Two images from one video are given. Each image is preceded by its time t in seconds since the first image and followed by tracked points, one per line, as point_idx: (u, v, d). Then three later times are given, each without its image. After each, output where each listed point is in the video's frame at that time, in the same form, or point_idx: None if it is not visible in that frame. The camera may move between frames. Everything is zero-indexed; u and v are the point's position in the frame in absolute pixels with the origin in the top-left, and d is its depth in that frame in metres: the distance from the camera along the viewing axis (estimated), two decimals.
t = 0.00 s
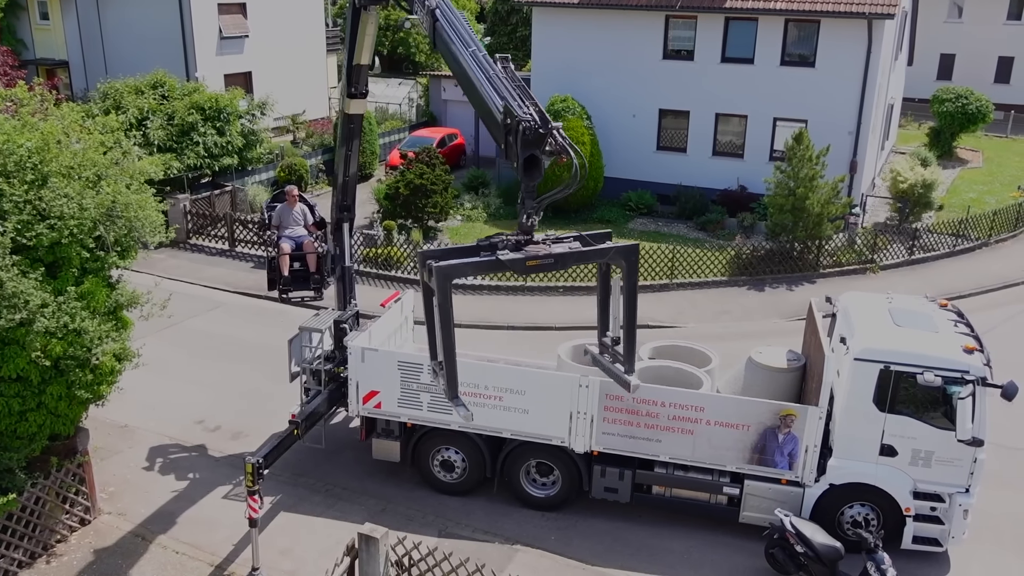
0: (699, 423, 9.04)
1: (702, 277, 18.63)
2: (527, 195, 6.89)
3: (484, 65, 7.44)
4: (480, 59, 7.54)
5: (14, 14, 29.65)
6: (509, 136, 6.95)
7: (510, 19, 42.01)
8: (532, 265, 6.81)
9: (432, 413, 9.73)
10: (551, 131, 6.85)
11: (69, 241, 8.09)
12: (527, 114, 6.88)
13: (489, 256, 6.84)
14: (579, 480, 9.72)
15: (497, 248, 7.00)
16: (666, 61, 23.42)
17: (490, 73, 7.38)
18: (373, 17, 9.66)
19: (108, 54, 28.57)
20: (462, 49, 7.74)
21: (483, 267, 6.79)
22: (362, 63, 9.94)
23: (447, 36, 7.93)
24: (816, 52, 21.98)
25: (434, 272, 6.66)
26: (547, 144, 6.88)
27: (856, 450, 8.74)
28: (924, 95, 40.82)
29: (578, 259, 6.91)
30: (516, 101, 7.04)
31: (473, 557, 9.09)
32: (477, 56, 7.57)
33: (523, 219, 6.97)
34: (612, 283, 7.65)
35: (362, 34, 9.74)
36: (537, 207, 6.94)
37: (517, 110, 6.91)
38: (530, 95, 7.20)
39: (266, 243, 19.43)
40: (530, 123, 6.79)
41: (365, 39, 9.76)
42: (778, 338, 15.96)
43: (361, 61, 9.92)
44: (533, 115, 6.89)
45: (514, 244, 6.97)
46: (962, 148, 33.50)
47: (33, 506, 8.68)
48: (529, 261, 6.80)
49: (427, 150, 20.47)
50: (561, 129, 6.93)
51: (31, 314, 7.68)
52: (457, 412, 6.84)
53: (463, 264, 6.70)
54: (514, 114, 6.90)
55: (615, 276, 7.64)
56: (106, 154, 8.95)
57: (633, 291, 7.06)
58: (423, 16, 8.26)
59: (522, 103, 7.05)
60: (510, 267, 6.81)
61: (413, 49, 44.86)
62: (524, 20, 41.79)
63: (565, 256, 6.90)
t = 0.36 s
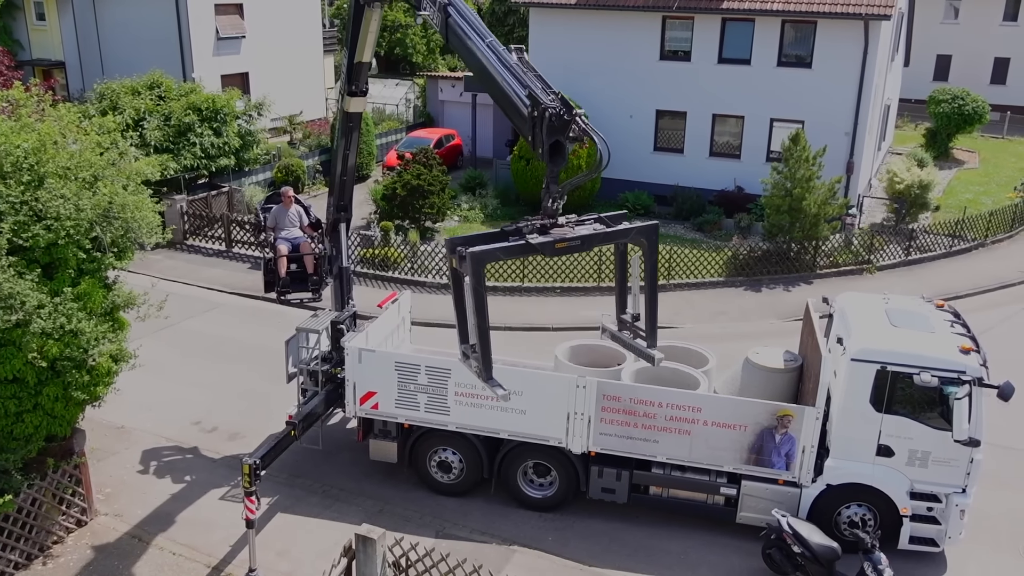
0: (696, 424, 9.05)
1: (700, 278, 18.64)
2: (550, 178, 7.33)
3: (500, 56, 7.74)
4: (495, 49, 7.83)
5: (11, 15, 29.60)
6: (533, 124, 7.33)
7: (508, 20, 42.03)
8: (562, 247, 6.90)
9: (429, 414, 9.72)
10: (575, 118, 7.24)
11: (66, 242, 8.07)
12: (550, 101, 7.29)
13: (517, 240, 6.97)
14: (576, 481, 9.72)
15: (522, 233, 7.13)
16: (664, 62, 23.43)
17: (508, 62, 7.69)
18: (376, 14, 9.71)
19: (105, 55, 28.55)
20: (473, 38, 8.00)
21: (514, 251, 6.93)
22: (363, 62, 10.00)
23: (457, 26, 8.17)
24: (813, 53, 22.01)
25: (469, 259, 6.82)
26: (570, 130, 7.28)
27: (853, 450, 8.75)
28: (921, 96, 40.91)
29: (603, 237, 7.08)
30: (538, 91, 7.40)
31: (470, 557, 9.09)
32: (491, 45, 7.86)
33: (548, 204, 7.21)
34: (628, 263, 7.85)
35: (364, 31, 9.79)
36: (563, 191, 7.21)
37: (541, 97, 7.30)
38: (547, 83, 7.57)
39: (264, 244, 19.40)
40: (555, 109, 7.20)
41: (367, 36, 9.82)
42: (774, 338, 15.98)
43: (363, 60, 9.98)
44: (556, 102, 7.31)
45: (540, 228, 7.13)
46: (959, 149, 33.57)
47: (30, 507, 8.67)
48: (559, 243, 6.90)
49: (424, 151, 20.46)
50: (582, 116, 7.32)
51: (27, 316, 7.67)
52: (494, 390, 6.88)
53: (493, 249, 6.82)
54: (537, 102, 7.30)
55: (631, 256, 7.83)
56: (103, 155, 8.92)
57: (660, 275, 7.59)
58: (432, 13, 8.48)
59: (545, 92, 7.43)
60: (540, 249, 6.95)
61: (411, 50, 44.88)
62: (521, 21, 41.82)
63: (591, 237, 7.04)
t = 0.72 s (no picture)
0: (694, 424, 9.05)
1: (697, 278, 18.67)
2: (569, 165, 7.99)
3: (516, 52, 8.34)
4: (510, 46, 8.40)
5: (7, 16, 29.53)
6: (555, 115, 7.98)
7: (505, 21, 42.05)
8: (581, 234, 7.80)
9: (427, 414, 9.71)
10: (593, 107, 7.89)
11: (63, 243, 8.06)
12: (570, 92, 7.93)
13: (540, 227, 7.82)
14: (574, 482, 9.72)
15: (541, 219, 8.01)
16: (661, 63, 23.45)
17: (524, 58, 8.31)
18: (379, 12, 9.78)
19: (102, 55, 28.52)
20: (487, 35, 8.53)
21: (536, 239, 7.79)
22: (365, 60, 10.06)
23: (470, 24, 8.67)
24: (810, 54, 22.04)
25: (496, 245, 7.65)
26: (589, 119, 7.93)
27: (850, 450, 8.76)
28: (918, 97, 41.00)
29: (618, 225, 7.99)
30: (557, 84, 8.04)
31: (468, 558, 9.09)
32: (506, 41, 8.42)
33: (567, 191, 8.03)
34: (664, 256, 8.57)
35: (367, 30, 9.85)
36: (580, 179, 8.00)
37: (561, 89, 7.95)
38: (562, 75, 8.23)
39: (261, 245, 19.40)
40: (575, 100, 7.84)
41: (371, 33, 9.89)
42: (772, 338, 15.99)
43: (364, 59, 10.05)
44: (574, 92, 7.93)
45: (558, 214, 7.99)
46: (955, 149, 33.62)
47: (27, 509, 8.66)
48: (578, 231, 7.78)
49: (422, 151, 20.47)
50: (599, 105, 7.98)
51: (24, 317, 7.66)
52: (515, 371, 8.01)
53: (517, 237, 7.68)
54: (558, 94, 7.96)
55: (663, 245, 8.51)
56: (100, 156, 8.90)
57: (663, 275, 8.69)
58: (440, 10, 8.91)
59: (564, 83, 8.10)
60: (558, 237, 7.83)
61: (408, 50, 44.88)
62: (518, 21, 41.80)
63: (608, 225, 7.94)
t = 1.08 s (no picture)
0: (693, 424, 9.05)
1: (696, 278, 18.68)
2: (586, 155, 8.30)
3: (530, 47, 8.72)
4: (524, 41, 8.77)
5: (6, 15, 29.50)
6: (572, 106, 8.30)
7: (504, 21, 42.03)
8: (596, 222, 8.12)
9: (425, 414, 9.71)
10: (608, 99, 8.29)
11: (61, 242, 8.06)
12: (586, 84, 8.28)
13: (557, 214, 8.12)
14: (572, 482, 9.73)
15: (556, 206, 8.32)
16: (659, 63, 23.46)
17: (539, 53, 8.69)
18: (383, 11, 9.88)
19: (100, 55, 28.49)
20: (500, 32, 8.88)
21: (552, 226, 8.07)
22: (367, 58, 10.12)
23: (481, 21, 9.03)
24: (808, 54, 22.05)
25: (515, 230, 7.89)
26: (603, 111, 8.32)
27: (849, 450, 8.77)
28: (917, 97, 41.05)
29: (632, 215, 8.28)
30: (573, 77, 8.42)
31: (467, 558, 9.09)
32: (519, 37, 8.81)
33: (583, 180, 8.27)
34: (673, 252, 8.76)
35: (370, 28, 9.92)
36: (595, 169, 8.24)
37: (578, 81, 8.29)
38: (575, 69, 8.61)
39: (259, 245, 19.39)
40: (591, 92, 8.20)
41: (375, 30, 9.94)
42: (771, 339, 16.00)
43: (366, 56, 10.10)
44: (590, 84, 8.30)
45: (573, 202, 8.30)
46: (954, 149, 33.64)
47: (25, 509, 8.65)
48: (593, 219, 8.11)
49: (420, 152, 20.47)
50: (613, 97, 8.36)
51: (22, 316, 7.66)
52: (528, 352, 8.13)
53: (538, 223, 7.94)
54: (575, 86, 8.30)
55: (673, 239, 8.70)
56: (99, 156, 8.88)
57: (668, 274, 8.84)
58: (450, 9, 9.24)
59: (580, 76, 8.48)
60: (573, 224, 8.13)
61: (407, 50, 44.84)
62: (517, 22, 41.75)
63: (622, 215, 8.22)
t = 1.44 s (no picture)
0: (691, 424, 9.06)
1: (694, 278, 18.69)
2: (600, 145, 8.52)
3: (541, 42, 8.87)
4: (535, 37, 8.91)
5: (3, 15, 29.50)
6: (587, 100, 8.51)
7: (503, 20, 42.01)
8: (610, 211, 8.18)
9: (424, 414, 9.71)
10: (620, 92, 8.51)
11: (59, 242, 8.06)
12: (600, 78, 8.51)
13: (572, 201, 8.24)
14: (571, 481, 9.73)
15: (569, 195, 8.44)
16: (658, 62, 23.46)
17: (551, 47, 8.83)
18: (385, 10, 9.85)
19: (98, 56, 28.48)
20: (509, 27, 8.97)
21: (569, 212, 8.17)
22: (368, 57, 10.15)
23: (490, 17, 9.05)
24: (807, 54, 22.06)
25: (536, 215, 7.95)
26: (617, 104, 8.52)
27: (847, 449, 8.78)
28: (914, 96, 41.10)
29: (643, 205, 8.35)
30: (586, 72, 8.59)
31: (465, 558, 9.09)
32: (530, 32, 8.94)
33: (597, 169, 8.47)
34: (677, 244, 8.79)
35: (372, 27, 9.90)
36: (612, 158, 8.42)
37: (593, 75, 8.50)
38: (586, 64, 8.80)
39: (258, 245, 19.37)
40: (607, 87, 8.42)
41: (376, 29, 9.92)
42: (769, 338, 16.00)
43: (368, 54, 10.12)
44: (604, 79, 8.51)
45: (586, 191, 8.43)
46: (952, 149, 33.69)
47: (24, 509, 8.64)
48: (607, 207, 8.17)
49: (418, 151, 20.46)
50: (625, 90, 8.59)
51: (20, 316, 7.66)
52: (542, 335, 8.35)
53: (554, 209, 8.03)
54: (590, 80, 8.50)
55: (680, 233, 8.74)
56: (97, 156, 8.87)
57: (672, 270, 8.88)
58: (458, 8, 9.21)
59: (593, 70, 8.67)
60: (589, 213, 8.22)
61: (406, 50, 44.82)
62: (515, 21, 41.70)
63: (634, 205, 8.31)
